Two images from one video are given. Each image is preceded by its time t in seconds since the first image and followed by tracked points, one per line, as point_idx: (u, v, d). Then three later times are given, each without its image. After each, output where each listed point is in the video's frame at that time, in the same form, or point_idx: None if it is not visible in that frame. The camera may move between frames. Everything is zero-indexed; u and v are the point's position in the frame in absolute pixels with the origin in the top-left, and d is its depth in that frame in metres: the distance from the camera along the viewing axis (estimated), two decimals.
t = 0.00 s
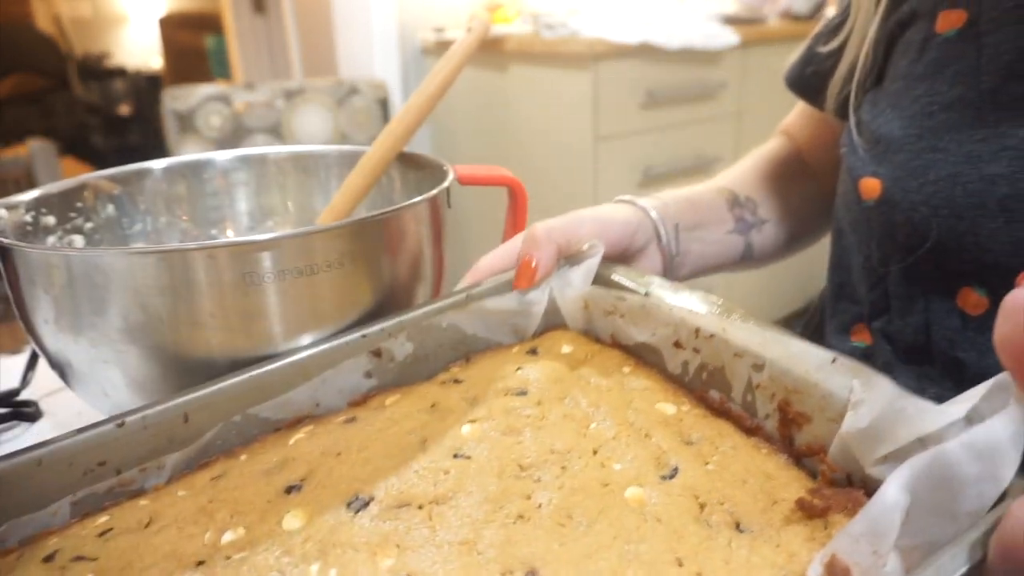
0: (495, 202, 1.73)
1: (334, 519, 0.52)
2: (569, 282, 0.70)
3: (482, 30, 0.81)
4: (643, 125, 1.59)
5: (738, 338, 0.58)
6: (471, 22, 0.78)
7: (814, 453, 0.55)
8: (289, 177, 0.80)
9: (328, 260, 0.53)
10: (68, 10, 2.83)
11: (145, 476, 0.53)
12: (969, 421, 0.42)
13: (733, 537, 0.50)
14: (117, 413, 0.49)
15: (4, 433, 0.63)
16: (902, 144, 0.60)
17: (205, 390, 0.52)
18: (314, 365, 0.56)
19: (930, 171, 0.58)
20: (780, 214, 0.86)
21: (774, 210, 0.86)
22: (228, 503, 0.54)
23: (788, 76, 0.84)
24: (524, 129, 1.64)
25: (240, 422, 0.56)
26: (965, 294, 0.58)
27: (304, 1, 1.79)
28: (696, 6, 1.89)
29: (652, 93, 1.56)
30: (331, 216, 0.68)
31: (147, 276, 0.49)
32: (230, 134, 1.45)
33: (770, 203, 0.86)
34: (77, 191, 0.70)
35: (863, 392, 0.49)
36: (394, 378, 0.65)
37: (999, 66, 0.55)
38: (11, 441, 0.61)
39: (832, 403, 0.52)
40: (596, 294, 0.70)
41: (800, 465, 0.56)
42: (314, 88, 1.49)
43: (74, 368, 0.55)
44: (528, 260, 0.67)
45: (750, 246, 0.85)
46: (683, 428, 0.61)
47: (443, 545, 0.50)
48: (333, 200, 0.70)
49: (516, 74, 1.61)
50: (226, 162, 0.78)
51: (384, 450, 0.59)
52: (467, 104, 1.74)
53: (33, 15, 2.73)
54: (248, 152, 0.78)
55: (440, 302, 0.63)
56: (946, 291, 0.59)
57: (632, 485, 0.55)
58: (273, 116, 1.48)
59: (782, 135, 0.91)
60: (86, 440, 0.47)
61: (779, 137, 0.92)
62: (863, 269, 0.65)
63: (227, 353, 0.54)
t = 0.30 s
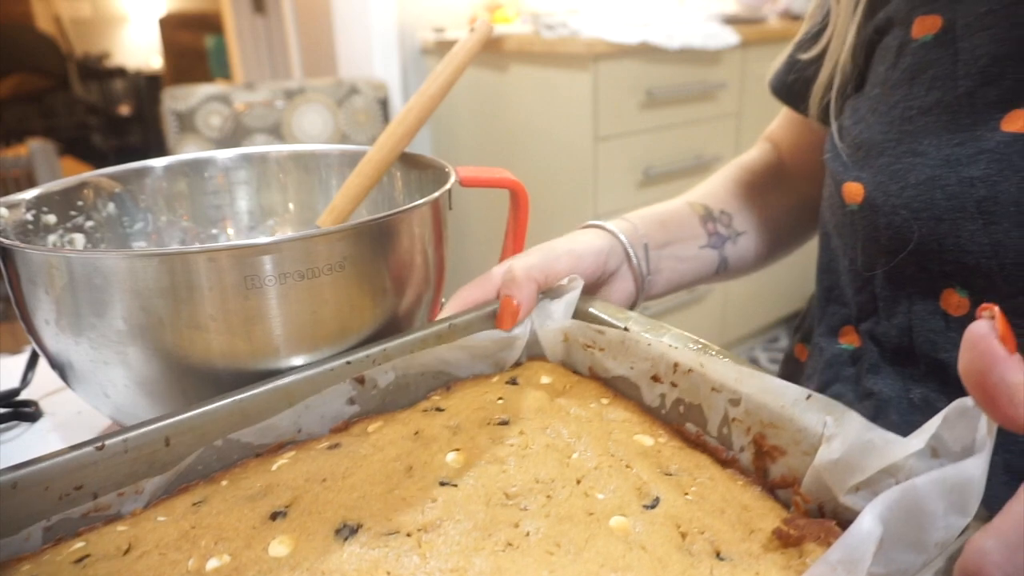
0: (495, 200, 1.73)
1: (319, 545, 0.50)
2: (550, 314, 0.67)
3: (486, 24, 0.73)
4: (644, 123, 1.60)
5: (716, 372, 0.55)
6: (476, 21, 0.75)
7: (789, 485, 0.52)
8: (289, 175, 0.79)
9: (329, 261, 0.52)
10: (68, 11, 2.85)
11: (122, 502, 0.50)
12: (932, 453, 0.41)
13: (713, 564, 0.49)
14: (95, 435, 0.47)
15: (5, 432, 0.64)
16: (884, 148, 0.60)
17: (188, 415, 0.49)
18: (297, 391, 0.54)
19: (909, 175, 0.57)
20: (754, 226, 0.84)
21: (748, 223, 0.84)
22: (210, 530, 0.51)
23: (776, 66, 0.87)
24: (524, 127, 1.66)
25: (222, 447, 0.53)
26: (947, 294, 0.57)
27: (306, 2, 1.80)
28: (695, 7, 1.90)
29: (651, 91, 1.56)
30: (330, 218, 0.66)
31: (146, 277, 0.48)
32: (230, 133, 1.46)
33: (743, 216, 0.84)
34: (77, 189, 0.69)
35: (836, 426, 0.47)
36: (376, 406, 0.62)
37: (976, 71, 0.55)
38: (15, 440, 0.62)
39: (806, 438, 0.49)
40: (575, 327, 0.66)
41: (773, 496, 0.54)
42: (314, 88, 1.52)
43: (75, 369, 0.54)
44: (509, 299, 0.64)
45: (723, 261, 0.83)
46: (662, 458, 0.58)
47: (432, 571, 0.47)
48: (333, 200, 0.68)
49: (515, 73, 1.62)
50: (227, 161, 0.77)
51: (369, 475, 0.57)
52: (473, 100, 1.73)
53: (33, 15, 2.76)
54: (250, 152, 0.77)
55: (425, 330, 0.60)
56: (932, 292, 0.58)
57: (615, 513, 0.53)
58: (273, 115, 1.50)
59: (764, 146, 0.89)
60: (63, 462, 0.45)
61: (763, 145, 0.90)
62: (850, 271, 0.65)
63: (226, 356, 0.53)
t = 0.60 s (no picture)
0: (496, 200, 1.75)
1: (294, 568, 0.50)
2: (542, 331, 0.67)
3: (489, 25, 0.74)
4: (644, 123, 1.61)
5: (703, 398, 0.54)
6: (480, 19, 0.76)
7: (775, 514, 0.51)
8: (289, 174, 0.81)
9: (330, 265, 0.53)
10: (68, 11, 2.86)
11: (96, 518, 0.51)
12: (921, 485, 0.41)
13: None
14: (71, 449, 0.47)
15: (5, 432, 0.65)
16: (863, 144, 0.59)
17: (166, 429, 0.50)
18: (281, 407, 0.55)
19: (889, 171, 0.56)
20: (744, 222, 0.82)
21: (739, 219, 0.81)
22: (185, 549, 0.51)
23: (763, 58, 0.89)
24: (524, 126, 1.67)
25: (201, 464, 0.54)
26: (926, 293, 0.56)
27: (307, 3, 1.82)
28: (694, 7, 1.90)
29: (651, 92, 1.57)
30: (330, 220, 0.67)
31: (144, 278, 0.49)
32: (230, 133, 1.48)
33: (734, 211, 0.81)
34: (77, 188, 0.70)
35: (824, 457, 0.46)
36: (359, 425, 0.63)
37: (952, 66, 0.53)
38: (15, 440, 0.64)
39: (794, 466, 0.48)
40: (567, 345, 0.66)
41: (761, 526, 0.52)
42: (314, 89, 1.53)
43: (74, 370, 0.56)
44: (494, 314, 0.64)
45: (716, 260, 0.81)
46: (648, 485, 0.57)
47: None
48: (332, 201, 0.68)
49: (515, 73, 1.63)
50: (227, 160, 0.78)
51: (350, 496, 0.57)
52: (473, 100, 1.75)
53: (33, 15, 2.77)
54: (250, 151, 0.78)
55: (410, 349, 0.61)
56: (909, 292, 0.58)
57: (597, 540, 0.52)
58: (273, 115, 1.51)
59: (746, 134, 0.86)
60: (36, 477, 0.46)
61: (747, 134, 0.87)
62: (828, 269, 0.65)
63: (224, 352, 0.53)
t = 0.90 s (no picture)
0: (496, 201, 1.75)
1: None
2: (519, 347, 0.65)
3: (489, 26, 0.75)
4: (644, 123, 1.61)
5: (681, 417, 0.53)
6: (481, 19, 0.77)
7: (752, 537, 0.50)
8: (289, 174, 0.81)
9: (330, 264, 0.54)
10: (68, 11, 2.87)
11: (54, 540, 0.50)
12: (899, 509, 0.41)
13: None
14: (29, 470, 0.47)
15: (6, 432, 0.66)
16: (849, 150, 0.60)
17: (129, 449, 0.50)
18: (249, 426, 0.54)
19: (875, 177, 0.57)
20: (730, 228, 0.80)
21: (724, 225, 0.80)
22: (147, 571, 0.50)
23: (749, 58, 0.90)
24: (524, 126, 1.68)
25: (166, 481, 0.53)
26: (915, 298, 0.56)
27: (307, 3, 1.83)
28: (694, 7, 1.91)
29: (652, 91, 1.58)
30: (330, 219, 0.68)
31: (143, 275, 0.50)
32: (230, 133, 1.48)
33: (719, 217, 0.80)
34: (77, 188, 0.71)
35: (801, 479, 0.45)
36: (333, 442, 0.61)
37: (939, 70, 0.54)
38: (16, 440, 0.64)
39: (771, 488, 0.47)
40: (543, 361, 0.64)
41: (739, 548, 0.51)
42: (315, 89, 1.54)
43: (74, 368, 0.56)
44: (464, 330, 0.62)
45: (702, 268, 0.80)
46: (624, 506, 0.56)
47: None
48: (333, 201, 0.69)
49: (515, 73, 1.64)
50: (227, 160, 0.79)
51: (316, 517, 0.56)
52: (473, 100, 1.75)
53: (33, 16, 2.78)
54: (250, 151, 0.79)
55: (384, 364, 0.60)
56: (898, 299, 0.58)
57: (570, 565, 0.51)
58: (273, 116, 1.51)
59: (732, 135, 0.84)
60: None
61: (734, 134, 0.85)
62: (817, 275, 0.66)
63: (225, 352, 0.54)
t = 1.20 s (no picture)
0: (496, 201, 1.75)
1: None
2: (509, 352, 0.65)
3: (490, 27, 0.75)
4: (644, 124, 1.61)
5: (673, 422, 0.53)
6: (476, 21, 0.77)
7: (744, 542, 0.50)
8: (289, 174, 0.81)
9: (330, 264, 0.54)
10: (68, 11, 2.88)
11: (40, 545, 0.50)
12: (890, 515, 0.41)
13: None
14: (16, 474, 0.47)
15: (5, 432, 0.66)
16: (847, 151, 0.60)
17: (116, 453, 0.50)
18: (239, 429, 0.54)
19: (873, 180, 0.57)
20: (723, 223, 0.80)
21: (717, 220, 0.80)
22: None
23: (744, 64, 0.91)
24: (523, 126, 1.68)
25: (155, 485, 0.53)
26: (911, 303, 0.56)
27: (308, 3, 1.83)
28: (693, 6, 1.91)
29: (652, 92, 1.58)
30: (331, 220, 0.68)
31: (143, 276, 0.50)
32: (229, 133, 1.48)
33: (712, 214, 0.80)
34: (78, 188, 0.71)
35: (793, 483, 0.45)
36: (324, 447, 0.62)
37: (937, 73, 0.54)
38: (15, 440, 0.64)
39: (762, 493, 0.47)
40: (534, 367, 0.64)
41: (729, 553, 0.52)
42: (314, 88, 1.53)
43: (74, 368, 0.56)
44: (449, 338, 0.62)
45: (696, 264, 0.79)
46: (616, 511, 0.57)
47: None
48: (334, 200, 0.69)
49: (515, 73, 1.64)
50: (227, 160, 0.79)
51: (307, 522, 0.56)
52: (473, 100, 1.75)
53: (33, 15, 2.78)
54: (251, 151, 0.79)
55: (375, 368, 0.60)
56: (896, 304, 0.58)
57: (563, 570, 0.51)
58: (273, 116, 1.52)
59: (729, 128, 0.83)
60: None
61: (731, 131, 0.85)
62: (813, 276, 0.66)
63: (225, 353, 0.54)
